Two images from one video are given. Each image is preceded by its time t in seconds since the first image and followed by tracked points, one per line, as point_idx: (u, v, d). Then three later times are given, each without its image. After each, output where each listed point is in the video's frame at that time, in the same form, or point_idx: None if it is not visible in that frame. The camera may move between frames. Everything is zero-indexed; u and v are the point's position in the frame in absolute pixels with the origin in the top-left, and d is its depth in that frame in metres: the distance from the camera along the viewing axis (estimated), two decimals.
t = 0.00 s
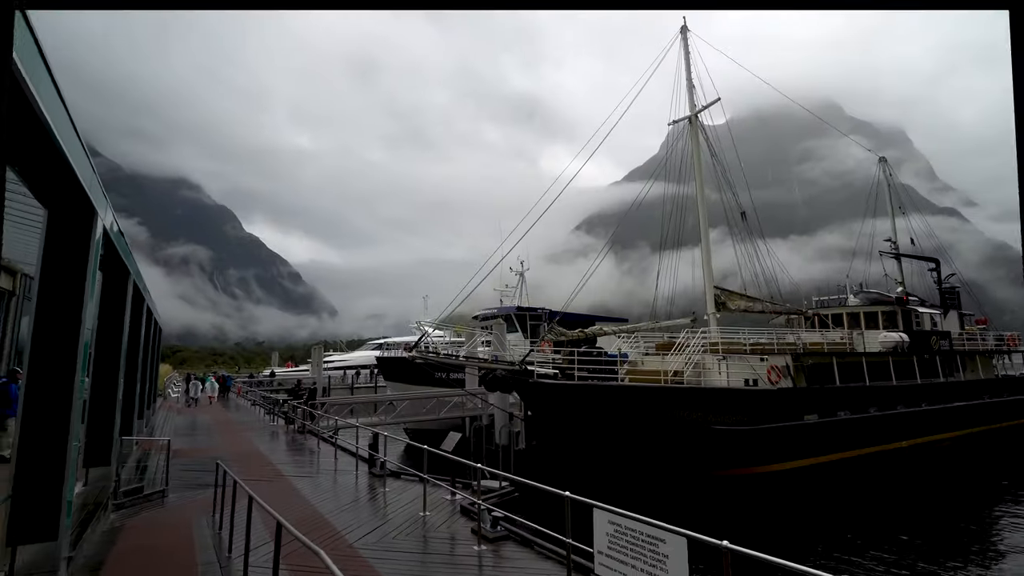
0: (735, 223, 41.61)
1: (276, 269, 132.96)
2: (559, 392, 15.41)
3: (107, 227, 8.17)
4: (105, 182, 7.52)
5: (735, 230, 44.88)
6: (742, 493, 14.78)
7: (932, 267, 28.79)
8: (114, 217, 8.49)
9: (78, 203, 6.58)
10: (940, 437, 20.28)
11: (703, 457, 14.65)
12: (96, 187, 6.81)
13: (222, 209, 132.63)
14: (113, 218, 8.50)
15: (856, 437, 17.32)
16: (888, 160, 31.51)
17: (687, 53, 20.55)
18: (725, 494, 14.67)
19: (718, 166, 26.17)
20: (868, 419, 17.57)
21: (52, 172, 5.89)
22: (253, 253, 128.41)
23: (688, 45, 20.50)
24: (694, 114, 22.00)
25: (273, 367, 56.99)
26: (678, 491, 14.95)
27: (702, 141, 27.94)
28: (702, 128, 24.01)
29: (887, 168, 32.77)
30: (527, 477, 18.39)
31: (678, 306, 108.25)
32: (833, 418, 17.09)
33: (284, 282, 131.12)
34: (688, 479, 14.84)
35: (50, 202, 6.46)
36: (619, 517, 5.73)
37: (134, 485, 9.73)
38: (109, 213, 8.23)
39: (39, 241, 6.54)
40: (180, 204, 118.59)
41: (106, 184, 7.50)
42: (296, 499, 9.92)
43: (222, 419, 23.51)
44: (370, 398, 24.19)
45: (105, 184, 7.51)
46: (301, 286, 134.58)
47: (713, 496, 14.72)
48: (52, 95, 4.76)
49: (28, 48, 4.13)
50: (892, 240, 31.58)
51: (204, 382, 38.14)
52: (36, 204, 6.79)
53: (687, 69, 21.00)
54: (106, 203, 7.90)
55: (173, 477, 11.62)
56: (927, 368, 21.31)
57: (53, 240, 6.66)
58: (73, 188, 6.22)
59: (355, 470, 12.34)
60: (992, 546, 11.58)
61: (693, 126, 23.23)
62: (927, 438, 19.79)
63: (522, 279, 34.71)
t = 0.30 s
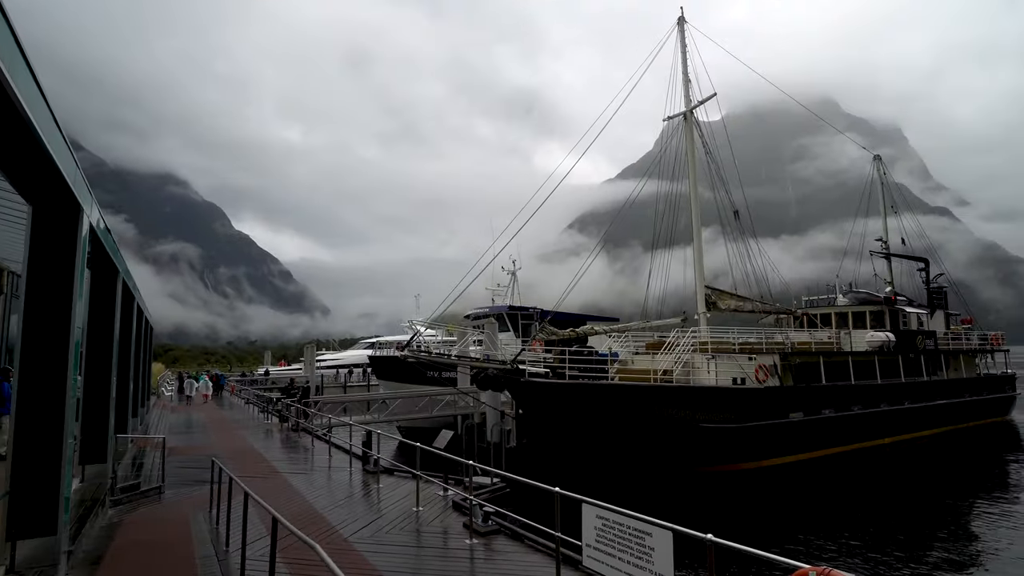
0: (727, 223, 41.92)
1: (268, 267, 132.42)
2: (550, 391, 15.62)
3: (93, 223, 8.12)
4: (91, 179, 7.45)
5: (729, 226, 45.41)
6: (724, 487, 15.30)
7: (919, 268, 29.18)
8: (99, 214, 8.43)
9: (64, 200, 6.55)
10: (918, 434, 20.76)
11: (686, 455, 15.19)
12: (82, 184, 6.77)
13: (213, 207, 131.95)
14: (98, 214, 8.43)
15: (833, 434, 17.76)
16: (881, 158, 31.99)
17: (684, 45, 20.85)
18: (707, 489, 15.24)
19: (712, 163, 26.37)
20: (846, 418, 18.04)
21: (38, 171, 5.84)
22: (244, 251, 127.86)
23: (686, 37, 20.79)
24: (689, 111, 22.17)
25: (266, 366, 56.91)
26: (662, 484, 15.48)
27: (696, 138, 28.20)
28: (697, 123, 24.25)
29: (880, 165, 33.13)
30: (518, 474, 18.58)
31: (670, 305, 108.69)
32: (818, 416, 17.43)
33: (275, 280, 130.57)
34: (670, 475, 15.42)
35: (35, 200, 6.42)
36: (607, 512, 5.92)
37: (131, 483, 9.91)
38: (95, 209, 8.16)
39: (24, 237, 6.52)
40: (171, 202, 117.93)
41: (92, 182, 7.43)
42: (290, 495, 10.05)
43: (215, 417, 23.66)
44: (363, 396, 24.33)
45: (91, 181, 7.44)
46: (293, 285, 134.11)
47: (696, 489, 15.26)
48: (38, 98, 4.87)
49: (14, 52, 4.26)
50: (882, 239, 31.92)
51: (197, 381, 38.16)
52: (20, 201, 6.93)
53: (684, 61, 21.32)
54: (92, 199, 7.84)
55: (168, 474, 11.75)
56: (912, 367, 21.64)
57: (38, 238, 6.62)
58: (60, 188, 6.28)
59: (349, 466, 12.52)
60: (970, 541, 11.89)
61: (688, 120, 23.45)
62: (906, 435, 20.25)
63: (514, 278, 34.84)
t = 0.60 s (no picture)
0: (714, 223, 42.18)
1: (255, 266, 131.44)
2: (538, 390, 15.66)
3: (78, 221, 8.01)
4: (76, 177, 7.33)
5: (716, 227, 45.41)
6: (711, 486, 15.40)
7: (903, 268, 29.53)
8: (84, 211, 8.32)
9: (48, 198, 6.47)
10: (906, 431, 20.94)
11: (674, 453, 15.29)
12: (67, 182, 6.68)
13: (200, 205, 130.82)
14: (83, 212, 8.32)
15: (825, 432, 17.85)
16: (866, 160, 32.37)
17: (673, 46, 20.98)
18: (693, 487, 15.36)
19: (699, 164, 26.54)
20: (836, 415, 18.10)
21: (21, 169, 5.76)
22: (231, 249, 126.85)
23: (675, 39, 20.92)
24: (676, 110, 22.24)
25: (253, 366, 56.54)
26: (648, 483, 15.56)
27: (684, 138, 28.38)
28: (685, 124, 24.40)
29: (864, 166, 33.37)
30: (506, 473, 18.59)
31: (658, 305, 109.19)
32: (804, 415, 17.61)
33: (262, 279, 129.60)
34: (658, 474, 15.52)
35: (18, 197, 6.34)
36: (594, 511, 5.95)
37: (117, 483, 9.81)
38: (79, 206, 8.05)
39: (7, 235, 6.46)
40: (157, 199, 116.74)
41: (77, 179, 7.31)
42: (278, 495, 10.00)
43: (201, 417, 23.51)
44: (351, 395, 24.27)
45: (76, 178, 7.33)
46: (280, 283, 133.23)
47: (683, 487, 15.38)
48: (22, 96, 4.84)
49: None
50: (867, 239, 32.23)
51: (183, 380, 37.87)
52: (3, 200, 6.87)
53: (673, 62, 21.45)
54: (77, 196, 7.74)
55: (154, 473, 11.65)
56: (896, 366, 21.88)
57: (23, 237, 6.55)
58: (44, 184, 6.19)
59: (337, 466, 12.47)
60: (951, 537, 12.06)
61: (676, 121, 23.58)
62: (893, 432, 20.41)
63: (503, 277, 34.83)
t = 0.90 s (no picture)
0: (698, 223, 42.53)
1: (238, 264, 130.09)
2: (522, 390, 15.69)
3: (57, 218, 7.87)
4: (55, 173, 7.21)
5: (699, 226, 45.86)
6: (692, 484, 15.54)
7: (882, 269, 29.98)
8: (63, 208, 8.19)
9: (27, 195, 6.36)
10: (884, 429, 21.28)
11: (656, 452, 15.41)
12: (47, 178, 6.57)
13: (182, 203, 129.18)
14: (62, 208, 8.19)
15: (804, 431, 18.08)
16: (847, 162, 32.82)
17: (659, 47, 21.12)
18: (676, 486, 15.48)
19: (683, 164, 26.72)
20: (816, 414, 18.34)
21: None
22: (214, 247, 125.46)
23: (660, 39, 21.05)
24: (661, 111, 22.38)
25: (235, 365, 55.96)
26: (631, 482, 15.66)
27: (669, 139, 28.58)
28: (670, 125, 24.57)
29: (845, 168, 33.81)
30: (490, 473, 18.60)
31: (642, 304, 109.80)
32: (785, 414, 17.82)
33: (245, 277, 128.32)
34: (641, 472, 15.62)
35: None
36: (577, 510, 5.98)
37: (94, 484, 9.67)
38: (59, 203, 7.92)
39: None
40: (138, 197, 115.09)
41: (56, 175, 7.20)
42: (259, 496, 9.93)
43: (181, 417, 23.24)
44: (334, 395, 24.13)
45: (55, 175, 7.21)
46: (264, 282, 132.02)
47: (665, 486, 15.49)
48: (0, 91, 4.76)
49: None
50: (847, 241, 32.68)
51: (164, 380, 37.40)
52: None
53: (658, 62, 21.58)
54: (56, 193, 7.62)
55: (132, 474, 11.48)
56: (875, 365, 22.22)
57: None
58: (22, 181, 6.09)
59: (319, 466, 12.39)
60: (927, 534, 12.28)
61: (661, 121, 23.72)
62: (871, 430, 20.72)
63: (488, 277, 34.82)
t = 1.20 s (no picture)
0: (678, 224, 42.93)
1: (215, 263, 128.30)
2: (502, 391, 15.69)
3: (26, 214, 7.68)
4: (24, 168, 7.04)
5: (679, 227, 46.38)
6: (673, 483, 15.68)
7: (857, 270, 30.53)
8: (32, 204, 7.99)
9: None
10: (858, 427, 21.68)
11: (635, 452, 15.52)
12: (15, 174, 6.42)
13: (158, 200, 127.02)
14: (31, 205, 7.99)
15: (781, 430, 18.35)
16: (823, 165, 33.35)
17: (639, 49, 21.26)
18: (655, 485, 15.62)
19: (663, 165, 26.93)
20: (792, 413, 18.63)
21: None
22: (190, 246, 123.58)
23: (641, 42, 21.20)
24: (641, 112, 22.53)
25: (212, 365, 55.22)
26: (610, 482, 15.76)
27: (649, 140, 28.78)
28: (650, 127, 24.75)
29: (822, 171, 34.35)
30: (470, 473, 18.58)
31: (622, 305, 110.52)
32: (761, 413, 18.05)
33: (223, 276, 126.68)
34: (619, 472, 15.70)
35: None
36: (556, 510, 5.99)
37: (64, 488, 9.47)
38: (28, 199, 7.73)
39: None
40: (112, 194, 112.92)
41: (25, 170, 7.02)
42: (236, 498, 9.81)
43: (156, 418, 22.87)
44: (313, 395, 23.93)
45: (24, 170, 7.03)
46: (242, 281, 130.44)
47: (645, 484, 15.60)
48: None
49: None
50: (823, 242, 33.21)
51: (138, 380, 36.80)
52: None
53: (639, 65, 21.73)
54: (26, 189, 7.44)
55: (105, 477, 11.25)
56: (849, 365, 22.62)
57: None
58: None
59: (297, 467, 12.27)
60: (898, 532, 12.54)
61: (641, 123, 23.88)
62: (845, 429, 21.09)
63: (468, 276, 34.77)
